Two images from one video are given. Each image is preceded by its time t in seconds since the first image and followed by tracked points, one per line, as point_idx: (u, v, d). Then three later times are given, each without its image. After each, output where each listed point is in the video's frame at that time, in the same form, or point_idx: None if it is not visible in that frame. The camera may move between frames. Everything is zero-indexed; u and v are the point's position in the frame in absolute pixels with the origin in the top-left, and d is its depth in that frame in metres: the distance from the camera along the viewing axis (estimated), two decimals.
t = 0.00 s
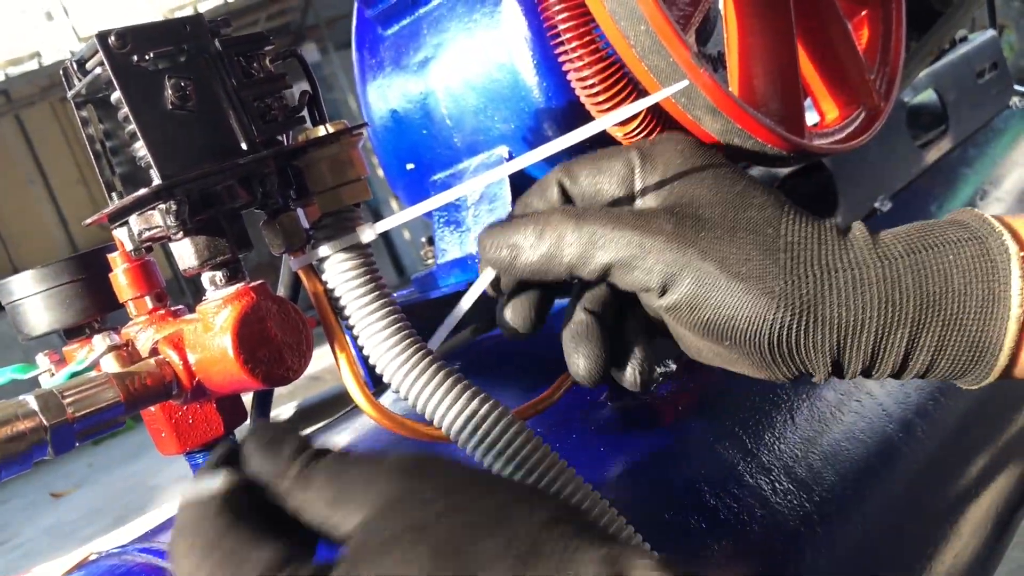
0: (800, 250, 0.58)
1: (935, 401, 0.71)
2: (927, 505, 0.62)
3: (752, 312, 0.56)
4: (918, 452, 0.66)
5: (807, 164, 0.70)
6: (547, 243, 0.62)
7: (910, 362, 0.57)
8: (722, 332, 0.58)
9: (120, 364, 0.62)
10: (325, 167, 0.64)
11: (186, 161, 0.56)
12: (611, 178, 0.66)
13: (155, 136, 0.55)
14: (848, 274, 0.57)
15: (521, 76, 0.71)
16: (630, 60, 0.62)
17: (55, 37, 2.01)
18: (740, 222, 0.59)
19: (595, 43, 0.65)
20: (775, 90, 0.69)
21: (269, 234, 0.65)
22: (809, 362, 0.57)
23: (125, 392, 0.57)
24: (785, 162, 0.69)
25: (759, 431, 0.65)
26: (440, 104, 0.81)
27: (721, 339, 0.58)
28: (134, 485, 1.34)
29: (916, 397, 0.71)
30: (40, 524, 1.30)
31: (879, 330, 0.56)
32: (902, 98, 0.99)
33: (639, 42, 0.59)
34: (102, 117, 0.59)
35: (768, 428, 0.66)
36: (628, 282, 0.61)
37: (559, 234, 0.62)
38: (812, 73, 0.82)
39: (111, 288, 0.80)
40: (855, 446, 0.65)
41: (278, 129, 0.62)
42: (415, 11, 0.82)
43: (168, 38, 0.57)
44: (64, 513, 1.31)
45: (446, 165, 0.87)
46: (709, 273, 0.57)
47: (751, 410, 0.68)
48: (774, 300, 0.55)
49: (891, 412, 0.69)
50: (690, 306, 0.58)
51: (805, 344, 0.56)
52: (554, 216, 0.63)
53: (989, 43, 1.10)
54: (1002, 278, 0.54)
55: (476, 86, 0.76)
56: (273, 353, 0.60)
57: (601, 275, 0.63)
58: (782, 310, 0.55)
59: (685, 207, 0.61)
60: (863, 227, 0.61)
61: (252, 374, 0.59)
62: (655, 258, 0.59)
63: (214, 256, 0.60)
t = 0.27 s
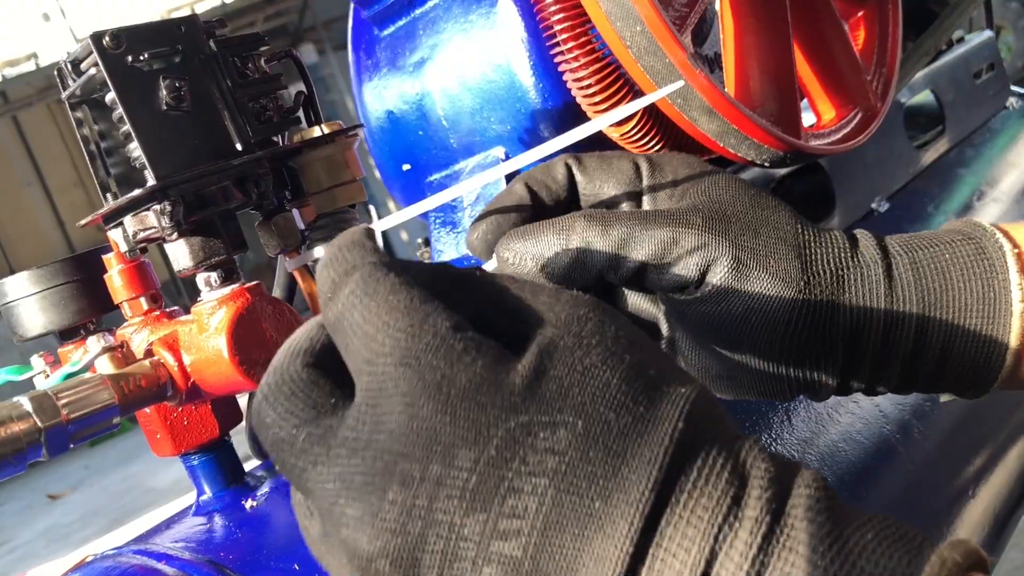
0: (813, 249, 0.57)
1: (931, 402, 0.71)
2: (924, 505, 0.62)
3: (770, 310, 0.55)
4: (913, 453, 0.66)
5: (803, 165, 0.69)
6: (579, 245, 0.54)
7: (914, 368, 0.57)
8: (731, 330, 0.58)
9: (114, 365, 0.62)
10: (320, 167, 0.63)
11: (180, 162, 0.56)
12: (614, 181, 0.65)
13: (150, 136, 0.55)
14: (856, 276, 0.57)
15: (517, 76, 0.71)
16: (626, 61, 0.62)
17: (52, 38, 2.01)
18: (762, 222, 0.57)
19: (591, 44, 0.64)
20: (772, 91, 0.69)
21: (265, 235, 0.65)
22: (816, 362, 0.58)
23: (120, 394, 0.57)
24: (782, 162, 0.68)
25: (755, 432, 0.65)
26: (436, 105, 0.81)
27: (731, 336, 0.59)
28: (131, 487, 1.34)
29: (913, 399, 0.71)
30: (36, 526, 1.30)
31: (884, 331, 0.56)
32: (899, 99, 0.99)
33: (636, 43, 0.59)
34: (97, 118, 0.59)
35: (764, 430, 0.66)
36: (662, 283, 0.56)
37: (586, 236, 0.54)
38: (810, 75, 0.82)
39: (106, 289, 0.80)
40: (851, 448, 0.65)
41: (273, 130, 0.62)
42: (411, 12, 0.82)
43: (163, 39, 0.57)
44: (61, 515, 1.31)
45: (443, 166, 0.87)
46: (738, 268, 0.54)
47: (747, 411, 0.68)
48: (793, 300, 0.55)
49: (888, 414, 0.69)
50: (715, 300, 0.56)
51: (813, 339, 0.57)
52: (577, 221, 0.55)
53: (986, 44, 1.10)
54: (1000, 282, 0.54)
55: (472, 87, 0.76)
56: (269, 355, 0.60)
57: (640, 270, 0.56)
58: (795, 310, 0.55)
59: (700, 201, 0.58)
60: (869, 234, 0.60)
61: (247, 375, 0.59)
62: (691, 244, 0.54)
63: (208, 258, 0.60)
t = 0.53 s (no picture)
0: (780, 248, 0.60)
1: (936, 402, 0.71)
2: (929, 507, 0.62)
3: (745, 315, 0.57)
4: (919, 452, 0.66)
5: (807, 166, 0.70)
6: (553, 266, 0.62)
7: (905, 358, 0.58)
8: (714, 337, 0.59)
9: (121, 365, 0.62)
10: (326, 168, 0.64)
11: (187, 162, 0.56)
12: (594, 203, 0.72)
13: (157, 137, 0.55)
14: (832, 272, 0.57)
15: (522, 77, 0.71)
16: (632, 61, 0.62)
17: (54, 38, 2.01)
18: (722, 232, 0.61)
19: (596, 44, 0.65)
20: (777, 91, 0.69)
21: (271, 235, 0.65)
22: (806, 363, 0.59)
23: (127, 393, 0.57)
24: (787, 162, 0.68)
25: (760, 432, 0.66)
26: (441, 105, 0.81)
27: (714, 344, 0.60)
28: (133, 487, 1.33)
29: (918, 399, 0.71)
30: (38, 526, 1.29)
31: (872, 326, 0.57)
32: (902, 99, 0.99)
33: (642, 43, 0.59)
34: (104, 118, 0.59)
35: (769, 430, 0.66)
36: (627, 301, 0.62)
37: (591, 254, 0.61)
38: (814, 75, 0.82)
39: (111, 289, 0.80)
40: (856, 448, 0.65)
41: (280, 130, 0.62)
42: (416, 13, 0.82)
43: (170, 39, 0.57)
44: (63, 515, 1.31)
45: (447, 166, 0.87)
46: (694, 279, 0.58)
47: (752, 412, 0.68)
48: (763, 302, 0.56)
49: (893, 414, 0.69)
50: (678, 313, 0.60)
51: (798, 342, 0.58)
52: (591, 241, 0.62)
53: (988, 45, 1.10)
54: (986, 272, 0.55)
55: (477, 87, 0.76)
56: (275, 355, 0.60)
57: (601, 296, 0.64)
58: (774, 314, 0.56)
59: (677, 217, 0.63)
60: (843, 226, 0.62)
61: (253, 375, 0.59)
62: (648, 266, 0.59)
63: (215, 258, 0.60)
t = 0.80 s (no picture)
0: (743, 252, 0.60)
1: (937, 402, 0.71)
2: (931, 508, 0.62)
3: (699, 320, 0.57)
4: (920, 453, 0.66)
5: (809, 166, 0.70)
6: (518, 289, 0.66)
7: (878, 366, 0.57)
8: (675, 343, 0.60)
9: (122, 365, 0.62)
10: (327, 168, 0.64)
11: (189, 162, 0.56)
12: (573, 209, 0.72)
13: (159, 137, 0.55)
14: (795, 276, 0.58)
15: (523, 77, 0.72)
16: (633, 62, 0.62)
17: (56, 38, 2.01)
18: (689, 237, 0.61)
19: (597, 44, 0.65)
20: (779, 91, 0.69)
21: (272, 235, 0.65)
22: (773, 369, 0.59)
23: (128, 393, 0.57)
24: (789, 163, 0.68)
25: (761, 433, 0.65)
26: (442, 106, 0.81)
27: (679, 349, 0.60)
28: (134, 487, 1.34)
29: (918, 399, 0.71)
30: (40, 526, 1.30)
31: (836, 331, 0.56)
32: (903, 99, 0.99)
33: (643, 44, 0.59)
34: (106, 119, 0.59)
35: (770, 430, 0.66)
36: (586, 305, 0.64)
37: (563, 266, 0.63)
38: (815, 75, 0.82)
39: (113, 289, 0.80)
40: (857, 448, 0.65)
41: (281, 130, 0.62)
42: (417, 13, 0.82)
43: (171, 40, 0.57)
44: (64, 515, 1.31)
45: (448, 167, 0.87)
46: (650, 283, 0.59)
47: (752, 412, 0.68)
48: (718, 307, 0.57)
49: (894, 415, 0.69)
50: (635, 319, 0.60)
51: (762, 347, 0.57)
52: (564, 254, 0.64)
53: (989, 45, 1.10)
54: (957, 275, 0.54)
55: (478, 87, 0.76)
56: (276, 355, 0.60)
57: (559, 302, 0.66)
58: (730, 320, 0.57)
59: (653, 219, 0.63)
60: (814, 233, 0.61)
61: (254, 375, 0.59)
62: (606, 275, 0.61)
63: (217, 258, 0.60)
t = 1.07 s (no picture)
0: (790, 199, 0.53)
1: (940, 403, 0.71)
2: (933, 508, 0.62)
3: (774, 259, 0.50)
4: (922, 453, 0.66)
5: (811, 167, 0.70)
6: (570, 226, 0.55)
7: (919, 340, 0.51)
8: (726, 292, 0.51)
9: (126, 365, 0.62)
10: (330, 168, 0.64)
11: (191, 162, 0.56)
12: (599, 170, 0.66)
13: (161, 137, 0.55)
14: (843, 227, 0.52)
15: (526, 78, 0.72)
16: (636, 63, 0.62)
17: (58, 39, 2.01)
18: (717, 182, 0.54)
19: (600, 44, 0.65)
20: (783, 91, 0.69)
21: (275, 236, 0.65)
22: (827, 325, 0.51)
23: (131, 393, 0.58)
24: (791, 163, 0.68)
25: (764, 432, 0.66)
26: (444, 106, 0.81)
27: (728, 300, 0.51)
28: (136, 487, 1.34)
29: (921, 400, 0.71)
30: (42, 526, 1.30)
31: (891, 288, 0.50)
32: (905, 100, 0.99)
33: (645, 44, 0.59)
34: (109, 119, 0.59)
35: (773, 430, 0.66)
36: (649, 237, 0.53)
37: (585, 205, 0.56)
38: (818, 76, 0.82)
39: (115, 289, 0.80)
40: (859, 448, 0.65)
41: (283, 130, 0.62)
42: (420, 14, 0.82)
43: (174, 40, 0.57)
44: (66, 515, 1.31)
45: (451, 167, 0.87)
46: (720, 210, 0.50)
47: (755, 412, 0.68)
48: (795, 250, 0.49)
49: (896, 415, 0.69)
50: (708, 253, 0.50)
51: (817, 299, 0.50)
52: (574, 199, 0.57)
53: (992, 45, 1.10)
54: (993, 243, 0.50)
55: (480, 88, 0.76)
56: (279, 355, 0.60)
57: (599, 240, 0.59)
58: (799, 265, 0.50)
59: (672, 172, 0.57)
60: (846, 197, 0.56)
61: (258, 375, 0.59)
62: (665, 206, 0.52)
63: (220, 258, 0.60)
